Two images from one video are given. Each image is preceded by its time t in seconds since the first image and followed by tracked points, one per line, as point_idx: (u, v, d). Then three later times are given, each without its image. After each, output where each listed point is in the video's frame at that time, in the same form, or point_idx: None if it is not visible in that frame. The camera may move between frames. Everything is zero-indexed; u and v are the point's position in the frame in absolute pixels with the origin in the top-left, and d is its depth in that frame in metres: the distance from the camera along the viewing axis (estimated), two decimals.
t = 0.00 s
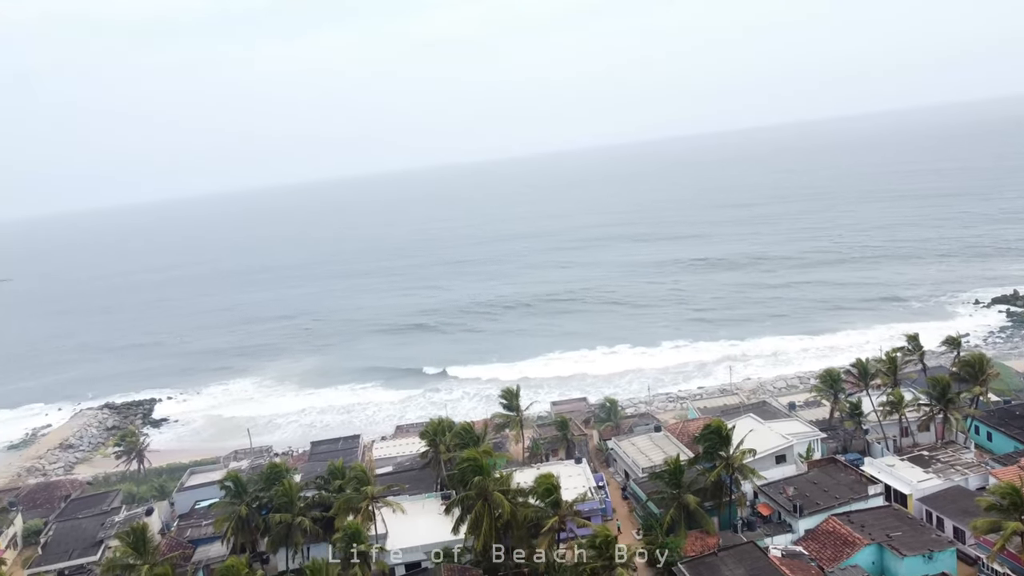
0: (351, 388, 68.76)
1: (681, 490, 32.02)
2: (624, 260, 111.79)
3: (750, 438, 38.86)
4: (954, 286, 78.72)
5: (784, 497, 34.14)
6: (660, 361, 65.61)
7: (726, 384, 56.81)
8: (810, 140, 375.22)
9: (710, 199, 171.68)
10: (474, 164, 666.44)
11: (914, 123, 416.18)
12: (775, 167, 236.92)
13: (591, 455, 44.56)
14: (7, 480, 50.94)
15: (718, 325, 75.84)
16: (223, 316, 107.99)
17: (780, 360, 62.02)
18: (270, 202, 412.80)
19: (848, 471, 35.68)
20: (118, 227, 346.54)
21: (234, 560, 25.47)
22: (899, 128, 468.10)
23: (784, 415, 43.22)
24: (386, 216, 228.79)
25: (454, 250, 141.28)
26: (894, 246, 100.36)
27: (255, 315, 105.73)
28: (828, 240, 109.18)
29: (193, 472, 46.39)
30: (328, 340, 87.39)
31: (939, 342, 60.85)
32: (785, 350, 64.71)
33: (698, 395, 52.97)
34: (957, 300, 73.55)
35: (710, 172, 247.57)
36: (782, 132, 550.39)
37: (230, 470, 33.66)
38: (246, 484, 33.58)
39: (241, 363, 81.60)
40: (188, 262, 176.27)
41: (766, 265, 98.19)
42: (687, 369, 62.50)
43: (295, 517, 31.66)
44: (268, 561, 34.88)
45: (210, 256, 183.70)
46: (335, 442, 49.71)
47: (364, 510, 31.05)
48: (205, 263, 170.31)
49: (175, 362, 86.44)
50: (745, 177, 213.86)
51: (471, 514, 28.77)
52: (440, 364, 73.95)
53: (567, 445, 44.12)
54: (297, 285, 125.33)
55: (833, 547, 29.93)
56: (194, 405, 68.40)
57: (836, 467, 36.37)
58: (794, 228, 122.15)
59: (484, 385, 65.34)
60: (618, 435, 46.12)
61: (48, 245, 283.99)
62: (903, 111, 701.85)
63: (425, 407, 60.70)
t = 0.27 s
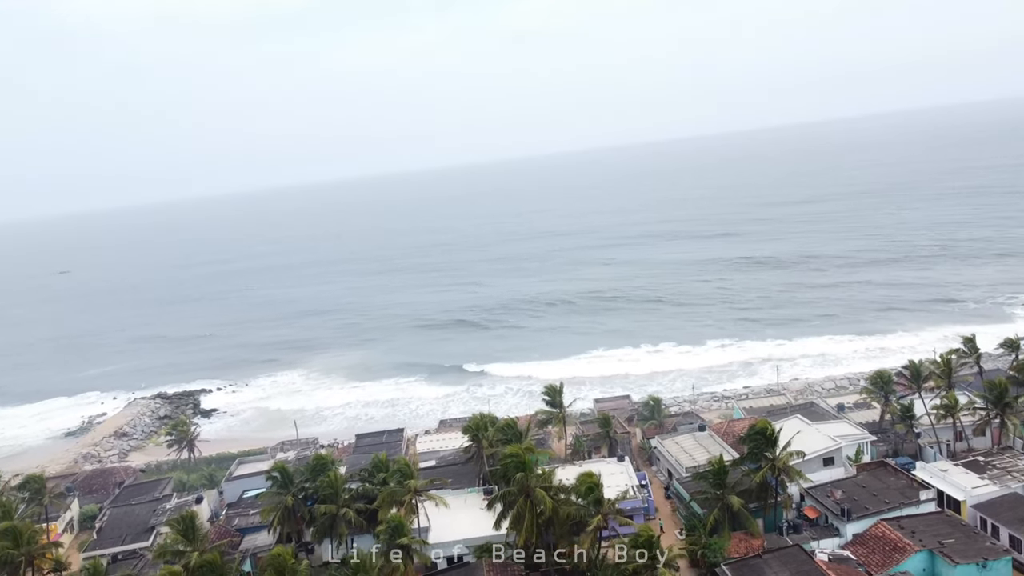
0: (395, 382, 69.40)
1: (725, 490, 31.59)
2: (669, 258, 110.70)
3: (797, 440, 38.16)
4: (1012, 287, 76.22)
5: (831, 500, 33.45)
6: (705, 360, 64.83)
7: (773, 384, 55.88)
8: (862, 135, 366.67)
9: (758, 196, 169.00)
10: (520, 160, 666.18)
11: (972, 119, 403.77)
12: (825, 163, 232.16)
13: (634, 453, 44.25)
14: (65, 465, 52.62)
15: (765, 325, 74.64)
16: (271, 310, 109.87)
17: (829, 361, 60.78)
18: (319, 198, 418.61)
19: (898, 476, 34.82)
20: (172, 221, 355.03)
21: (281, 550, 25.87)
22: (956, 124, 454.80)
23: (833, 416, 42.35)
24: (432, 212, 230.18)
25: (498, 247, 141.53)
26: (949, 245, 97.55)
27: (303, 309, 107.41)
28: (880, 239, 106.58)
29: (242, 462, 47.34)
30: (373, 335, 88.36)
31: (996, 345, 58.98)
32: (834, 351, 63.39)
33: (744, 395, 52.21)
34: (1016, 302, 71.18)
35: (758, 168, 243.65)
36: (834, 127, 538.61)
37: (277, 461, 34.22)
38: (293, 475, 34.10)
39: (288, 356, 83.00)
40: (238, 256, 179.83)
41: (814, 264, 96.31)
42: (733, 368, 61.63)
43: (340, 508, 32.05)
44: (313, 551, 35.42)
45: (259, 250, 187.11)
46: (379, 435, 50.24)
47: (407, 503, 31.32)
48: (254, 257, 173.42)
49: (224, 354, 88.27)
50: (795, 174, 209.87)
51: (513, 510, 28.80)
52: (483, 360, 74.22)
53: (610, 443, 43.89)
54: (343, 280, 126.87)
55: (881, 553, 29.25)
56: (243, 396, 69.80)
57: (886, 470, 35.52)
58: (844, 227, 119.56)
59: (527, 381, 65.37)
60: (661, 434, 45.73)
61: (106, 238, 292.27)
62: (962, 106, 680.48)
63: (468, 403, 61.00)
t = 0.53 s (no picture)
0: (439, 377, 69.88)
1: (771, 492, 31.10)
2: (715, 256, 109.30)
3: (846, 442, 37.37)
4: None
5: (880, 505, 32.71)
6: (751, 359, 63.90)
7: (821, 384, 54.84)
8: (918, 129, 356.77)
9: (808, 193, 165.73)
10: (567, 156, 664.05)
11: None
12: (878, 158, 226.53)
13: (678, 452, 43.85)
14: (120, 452, 54.25)
15: (813, 325, 73.22)
16: (318, 304, 111.51)
17: (879, 362, 59.40)
18: (367, 193, 423.40)
19: (952, 481, 33.86)
20: (225, 216, 362.72)
21: (326, 540, 26.22)
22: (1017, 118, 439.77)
23: (884, 418, 41.37)
24: (477, 207, 230.97)
25: (542, 243, 141.40)
26: (1009, 244, 94.38)
27: (349, 303, 108.83)
28: (935, 237, 103.64)
29: (289, 453, 48.20)
30: (417, 330, 89.10)
31: None
32: (885, 352, 61.90)
33: (791, 395, 51.32)
34: None
35: (808, 163, 238.90)
36: (890, 121, 524.99)
37: (323, 453, 34.76)
38: (338, 467, 34.60)
39: (334, 350, 84.18)
40: (288, 250, 182.98)
41: (866, 263, 94.12)
42: (779, 368, 60.62)
43: (384, 501, 32.46)
44: (357, 542, 35.93)
45: (308, 244, 190.05)
46: (423, 429, 50.66)
47: (450, 497, 31.54)
48: (302, 252, 176.16)
49: (272, 346, 89.93)
50: (847, 169, 205.22)
51: (555, 506, 28.82)
52: (527, 356, 74.27)
53: (653, 441, 43.54)
54: (388, 275, 128.14)
55: (933, 560, 28.47)
56: (290, 388, 71.05)
57: (939, 475, 34.57)
58: (898, 224, 116.57)
59: (571, 377, 65.22)
60: (706, 433, 45.25)
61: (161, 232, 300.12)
62: None
63: (512, 398, 61.15)
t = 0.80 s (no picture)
0: (482, 372, 70.16)
1: (818, 494, 30.49)
2: (764, 254, 107.56)
3: (897, 446, 36.47)
4: None
5: (933, 510, 31.86)
6: (799, 360, 62.79)
7: (872, 386, 53.63)
8: (978, 124, 345.53)
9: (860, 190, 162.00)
10: (613, 152, 659.78)
11: None
12: (935, 154, 220.16)
13: (723, 452, 43.32)
14: (172, 441, 55.60)
15: (864, 325, 71.60)
16: (364, 299, 112.87)
17: (933, 364, 57.83)
18: (413, 188, 426.67)
19: (1009, 488, 32.82)
20: (275, 210, 369.05)
21: (370, 532, 26.32)
22: None
23: (938, 422, 40.27)
24: (523, 203, 230.96)
25: (587, 239, 140.82)
26: None
27: (395, 298, 109.86)
28: (995, 236, 100.39)
29: (335, 445, 48.85)
30: (461, 325, 89.55)
31: None
32: (940, 354, 60.22)
33: (841, 396, 50.27)
34: None
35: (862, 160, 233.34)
36: (948, 116, 509.91)
37: (367, 445, 35.19)
38: (382, 459, 34.98)
39: (380, 344, 85.12)
40: (336, 245, 185.34)
41: (920, 262, 91.66)
42: (829, 369, 59.41)
43: (427, 494, 32.67)
44: (400, 535, 36.29)
45: (355, 240, 192.21)
46: (466, 424, 50.91)
47: (493, 492, 31.62)
48: (350, 247, 178.35)
49: (319, 340, 91.31)
50: (901, 165, 200.07)
51: (597, 504, 28.70)
52: (570, 353, 74.08)
53: (698, 440, 43.04)
54: (433, 271, 129.02)
55: (987, 568, 27.64)
56: (337, 381, 72.04)
57: (995, 482, 33.54)
58: (955, 223, 113.20)
59: (615, 375, 64.87)
60: (752, 434, 44.60)
61: (214, 226, 306.67)
62: None
63: (555, 394, 61.10)
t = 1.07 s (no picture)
0: (526, 368, 70.24)
1: (867, 498, 29.80)
2: (814, 252, 105.52)
3: (951, 450, 35.47)
4: None
5: (988, 517, 30.90)
6: (849, 360, 61.47)
7: (925, 388, 52.22)
8: None
9: (915, 186, 157.76)
10: (660, 147, 653.29)
11: None
12: (995, 149, 213.18)
13: (769, 453, 42.67)
14: (222, 431, 56.86)
15: (917, 326, 69.77)
16: (410, 293, 113.87)
17: (991, 367, 56.05)
18: (458, 184, 428.40)
19: None
20: (322, 205, 374.23)
21: (414, 526, 26.19)
22: None
23: (995, 427, 39.04)
24: (567, 199, 230.47)
25: (633, 236, 139.82)
26: None
27: (439, 293, 110.65)
28: None
29: (380, 438, 49.41)
30: (505, 320, 89.79)
31: None
32: (998, 356, 58.33)
33: (893, 398, 49.08)
34: None
35: (918, 155, 227.10)
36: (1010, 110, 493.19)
37: (412, 438, 35.55)
38: (426, 453, 35.29)
39: (425, 339, 85.81)
40: (381, 240, 187.30)
41: (978, 262, 88.88)
42: (880, 370, 58.02)
43: (469, 489, 32.83)
44: (443, 527, 36.55)
45: (401, 235, 193.90)
46: (510, 419, 51.06)
47: (535, 488, 31.62)
48: (396, 242, 180.06)
49: (366, 334, 92.42)
50: (960, 161, 194.24)
51: (641, 502, 28.50)
52: (615, 350, 73.70)
53: (744, 440, 42.46)
54: (479, 266, 129.51)
55: None
56: (383, 374, 72.83)
57: None
58: (1016, 221, 109.45)
59: (660, 372, 64.38)
60: (799, 434, 43.83)
61: (263, 220, 312.30)
62: None
63: (598, 391, 60.85)
